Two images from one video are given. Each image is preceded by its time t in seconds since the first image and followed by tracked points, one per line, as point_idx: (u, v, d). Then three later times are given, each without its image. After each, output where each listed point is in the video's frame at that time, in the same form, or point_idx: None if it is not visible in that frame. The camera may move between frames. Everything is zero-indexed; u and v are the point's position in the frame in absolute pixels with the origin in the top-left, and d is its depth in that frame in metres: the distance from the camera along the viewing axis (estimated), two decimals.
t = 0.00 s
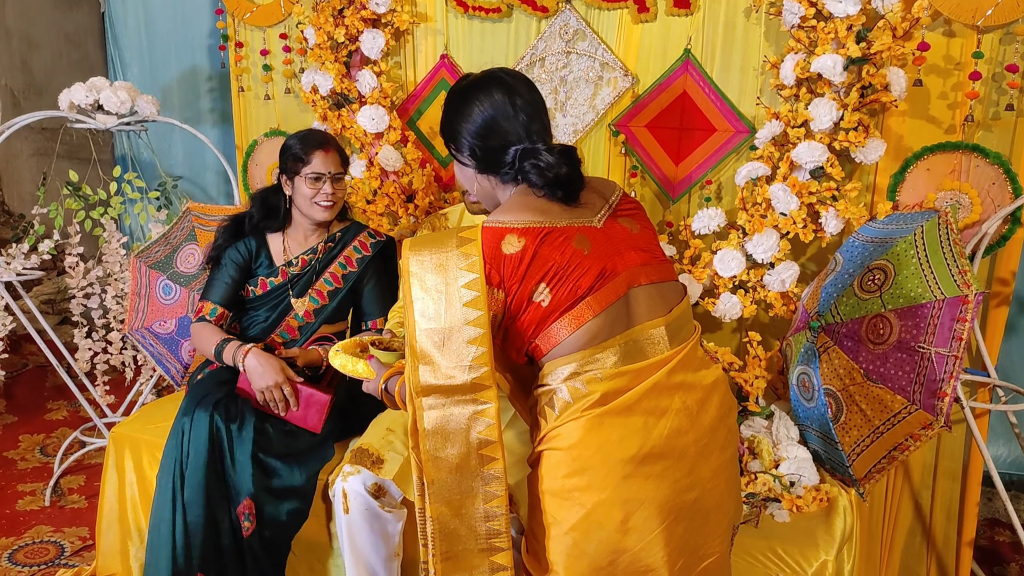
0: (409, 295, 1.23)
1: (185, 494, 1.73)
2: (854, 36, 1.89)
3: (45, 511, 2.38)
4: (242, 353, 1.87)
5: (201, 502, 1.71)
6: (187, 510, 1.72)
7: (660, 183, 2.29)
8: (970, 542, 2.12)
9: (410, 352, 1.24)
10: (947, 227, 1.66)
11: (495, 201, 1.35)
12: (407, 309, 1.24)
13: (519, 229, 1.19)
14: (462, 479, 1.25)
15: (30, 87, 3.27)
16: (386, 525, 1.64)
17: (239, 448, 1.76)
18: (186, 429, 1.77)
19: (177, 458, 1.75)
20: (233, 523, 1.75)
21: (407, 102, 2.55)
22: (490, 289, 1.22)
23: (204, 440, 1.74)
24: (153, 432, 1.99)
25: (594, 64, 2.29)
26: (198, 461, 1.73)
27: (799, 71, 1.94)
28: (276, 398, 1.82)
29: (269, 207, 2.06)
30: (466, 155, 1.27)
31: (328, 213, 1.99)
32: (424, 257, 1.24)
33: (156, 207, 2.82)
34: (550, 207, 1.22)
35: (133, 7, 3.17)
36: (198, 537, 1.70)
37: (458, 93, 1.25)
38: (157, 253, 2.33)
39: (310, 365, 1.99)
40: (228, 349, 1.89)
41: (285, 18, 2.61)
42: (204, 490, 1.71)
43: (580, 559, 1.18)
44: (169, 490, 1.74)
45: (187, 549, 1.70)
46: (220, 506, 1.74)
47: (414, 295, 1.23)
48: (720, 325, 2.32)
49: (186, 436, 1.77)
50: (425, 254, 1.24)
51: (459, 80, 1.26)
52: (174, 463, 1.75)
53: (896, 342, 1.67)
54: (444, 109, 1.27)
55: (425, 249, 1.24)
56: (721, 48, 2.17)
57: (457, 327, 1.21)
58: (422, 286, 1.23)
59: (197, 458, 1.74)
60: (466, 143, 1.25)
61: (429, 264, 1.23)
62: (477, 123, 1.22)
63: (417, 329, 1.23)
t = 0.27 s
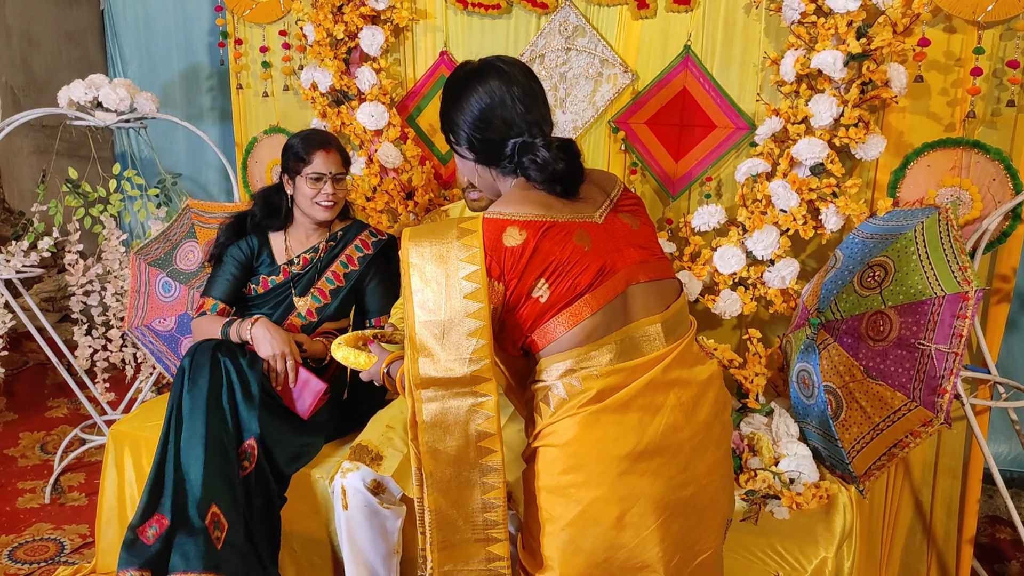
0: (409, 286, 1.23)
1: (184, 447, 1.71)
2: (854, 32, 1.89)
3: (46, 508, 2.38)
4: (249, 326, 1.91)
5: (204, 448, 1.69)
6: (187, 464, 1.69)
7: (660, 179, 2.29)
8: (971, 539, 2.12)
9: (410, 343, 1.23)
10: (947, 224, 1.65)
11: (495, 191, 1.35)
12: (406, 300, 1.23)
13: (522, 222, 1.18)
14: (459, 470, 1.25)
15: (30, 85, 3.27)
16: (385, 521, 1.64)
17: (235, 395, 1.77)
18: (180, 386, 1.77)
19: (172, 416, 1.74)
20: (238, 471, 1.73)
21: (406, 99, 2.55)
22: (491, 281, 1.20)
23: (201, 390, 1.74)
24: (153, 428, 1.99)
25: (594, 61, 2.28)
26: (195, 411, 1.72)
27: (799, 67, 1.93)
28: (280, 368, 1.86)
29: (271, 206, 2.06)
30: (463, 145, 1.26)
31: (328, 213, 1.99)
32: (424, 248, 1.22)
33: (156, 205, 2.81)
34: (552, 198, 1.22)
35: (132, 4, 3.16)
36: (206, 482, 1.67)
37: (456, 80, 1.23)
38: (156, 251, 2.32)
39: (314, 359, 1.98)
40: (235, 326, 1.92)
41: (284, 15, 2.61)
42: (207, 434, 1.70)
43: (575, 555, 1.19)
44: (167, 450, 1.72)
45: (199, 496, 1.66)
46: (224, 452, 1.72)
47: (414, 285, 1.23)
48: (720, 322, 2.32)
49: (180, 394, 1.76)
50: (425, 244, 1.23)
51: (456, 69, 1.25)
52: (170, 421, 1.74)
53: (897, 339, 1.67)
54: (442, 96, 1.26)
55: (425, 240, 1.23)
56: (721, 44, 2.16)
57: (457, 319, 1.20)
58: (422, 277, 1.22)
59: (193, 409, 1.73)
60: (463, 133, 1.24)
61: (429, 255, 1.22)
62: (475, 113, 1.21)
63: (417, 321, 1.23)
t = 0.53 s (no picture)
0: (420, 268, 1.18)
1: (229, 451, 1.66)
2: (852, 29, 1.88)
3: (44, 506, 2.38)
4: (259, 322, 1.89)
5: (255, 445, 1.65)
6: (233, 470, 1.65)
7: (658, 177, 2.29)
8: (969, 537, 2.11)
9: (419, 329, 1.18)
10: (945, 221, 1.64)
11: (496, 173, 1.34)
12: (416, 283, 1.19)
13: (529, 211, 1.18)
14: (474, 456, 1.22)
15: (29, 83, 3.27)
16: (384, 520, 1.63)
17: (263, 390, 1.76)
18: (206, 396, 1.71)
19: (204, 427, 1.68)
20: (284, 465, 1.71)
21: (404, 96, 2.54)
22: (499, 264, 1.18)
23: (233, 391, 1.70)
24: (150, 428, 1.99)
25: (592, 58, 2.27)
26: (234, 411, 1.68)
27: (797, 64, 1.93)
28: (295, 361, 1.85)
29: (268, 204, 2.06)
30: (469, 125, 1.24)
31: (324, 211, 1.99)
32: (434, 232, 1.19)
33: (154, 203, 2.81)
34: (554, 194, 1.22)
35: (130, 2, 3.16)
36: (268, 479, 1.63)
37: (472, 58, 1.20)
38: (154, 249, 2.31)
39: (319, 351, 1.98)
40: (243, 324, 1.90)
41: (282, 12, 2.60)
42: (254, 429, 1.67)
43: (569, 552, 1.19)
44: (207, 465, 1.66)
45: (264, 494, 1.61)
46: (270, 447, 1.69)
47: (426, 268, 1.18)
48: (718, 320, 2.31)
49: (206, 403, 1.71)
50: (433, 233, 1.19)
51: (478, 44, 1.22)
52: (201, 432, 1.68)
53: (894, 337, 1.67)
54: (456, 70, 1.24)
55: (434, 225, 1.19)
56: (718, 42, 2.15)
57: (469, 303, 1.17)
58: (432, 260, 1.18)
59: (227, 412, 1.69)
60: (471, 113, 1.21)
61: (440, 238, 1.18)
62: (484, 97, 1.19)
63: (430, 303, 1.18)
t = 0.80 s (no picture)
0: (465, 255, 1.11)
1: (267, 494, 1.70)
2: (851, 26, 1.88)
3: (45, 505, 2.39)
4: (277, 343, 1.84)
5: (292, 485, 1.69)
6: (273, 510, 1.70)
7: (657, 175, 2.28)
8: (969, 534, 2.12)
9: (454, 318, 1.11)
10: (944, 219, 1.65)
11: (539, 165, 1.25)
12: (461, 270, 1.11)
13: (580, 208, 1.10)
14: (510, 450, 1.14)
15: (29, 82, 3.27)
16: (385, 518, 1.64)
17: (291, 423, 1.76)
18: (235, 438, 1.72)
19: (238, 469, 1.72)
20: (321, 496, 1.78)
21: (403, 94, 2.54)
22: (545, 261, 1.10)
23: (263, 430, 1.70)
24: (150, 426, 1.99)
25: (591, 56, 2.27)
26: (266, 453, 1.70)
27: (796, 62, 1.93)
28: (314, 382, 1.83)
29: (257, 202, 2.01)
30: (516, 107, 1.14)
31: (317, 206, 1.97)
32: (482, 221, 1.10)
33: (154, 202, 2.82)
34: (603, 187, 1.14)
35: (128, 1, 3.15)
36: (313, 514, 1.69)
37: (525, 39, 1.12)
38: (154, 247, 2.31)
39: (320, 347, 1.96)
40: (259, 343, 1.85)
41: (281, 11, 2.60)
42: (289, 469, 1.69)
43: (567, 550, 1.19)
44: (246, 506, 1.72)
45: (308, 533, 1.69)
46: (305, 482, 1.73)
47: (473, 255, 1.10)
48: (718, 318, 2.31)
49: (235, 445, 1.72)
50: (481, 221, 1.10)
51: (531, 25, 1.13)
52: (236, 474, 1.72)
53: (893, 335, 1.67)
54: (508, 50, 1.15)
55: (480, 215, 1.10)
56: (717, 39, 2.15)
57: (512, 297, 1.09)
58: (479, 250, 1.10)
59: (258, 453, 1.70)
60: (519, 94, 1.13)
61: (485, 228, 1.10)
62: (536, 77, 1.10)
63: (475, 293, 1.10)
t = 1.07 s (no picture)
0: (564, 237, 1.12)
1: (237, 497, 1.66)
2: (850, 23, 1.88)
3: (45, 502, 2.39)
4: (259, 369, 1.76)
5: (260, 487, 1.63)
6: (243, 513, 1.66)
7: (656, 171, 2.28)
8: (968, 531, 2.12)
9: (544, 297, 1.13)
10: (942, 215, 1.66)
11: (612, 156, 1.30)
12: (557, 251, 1.13)
13: (674, 197, 1.15)
14: (593, 428, 1.17)
15: (29, 80, 3.27)
16: (386, 514, 1.68)
17: (265, 424, 1.71)
18: (204, 439, 1.70)
19: (208, 470, 1.69)
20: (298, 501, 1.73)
21: (402, 92, 2.54)
22: (640, 245, 1.13)
23: (231, 429, 1.67)
24: (150, 424, 1.99)
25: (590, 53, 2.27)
26: (236, 454, 1.65)
27: (794, 58, 1.93)
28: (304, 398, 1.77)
29: (239, 205, 1.95)
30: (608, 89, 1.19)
31: (305, 207, 1.92)
32: (582, 205, 1.13)
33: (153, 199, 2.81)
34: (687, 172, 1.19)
35: None
36: (283, 518, 1.64)
37: (608, 27, 1.18)
38: (154, 245, 2.31)
39: (309, 351, 1.92)
40: (243, 367, 1.77)
41: (279, 8, 2.60)
42: (259, 470, 1.65)
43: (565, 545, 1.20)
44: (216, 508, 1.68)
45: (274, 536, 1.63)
46: (277, 486, 1.67)
47: (571, 239, 1.13)
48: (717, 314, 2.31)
49: (206, 446, 1.69)
50: (580, 203, 1.13)
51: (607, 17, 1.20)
52: (205, 476, 1.69)
53: (891, 332, 1.67)
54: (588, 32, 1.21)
55: (581, 201, 1.13)
56: (716, 36, 2.15)
57: (609, 279, 1.12)
58: (578, 232, 1.12)
59: (228, 455, 1.66)
60: (614, 75, 1.17)
61: (583, 212, 1.12)
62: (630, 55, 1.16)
63: (575, 274, 1.12)
